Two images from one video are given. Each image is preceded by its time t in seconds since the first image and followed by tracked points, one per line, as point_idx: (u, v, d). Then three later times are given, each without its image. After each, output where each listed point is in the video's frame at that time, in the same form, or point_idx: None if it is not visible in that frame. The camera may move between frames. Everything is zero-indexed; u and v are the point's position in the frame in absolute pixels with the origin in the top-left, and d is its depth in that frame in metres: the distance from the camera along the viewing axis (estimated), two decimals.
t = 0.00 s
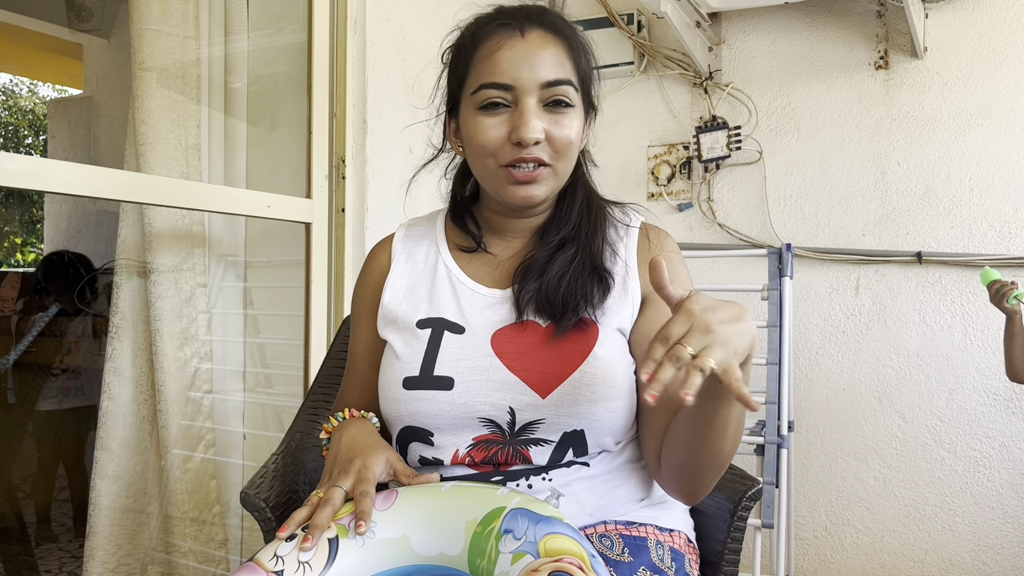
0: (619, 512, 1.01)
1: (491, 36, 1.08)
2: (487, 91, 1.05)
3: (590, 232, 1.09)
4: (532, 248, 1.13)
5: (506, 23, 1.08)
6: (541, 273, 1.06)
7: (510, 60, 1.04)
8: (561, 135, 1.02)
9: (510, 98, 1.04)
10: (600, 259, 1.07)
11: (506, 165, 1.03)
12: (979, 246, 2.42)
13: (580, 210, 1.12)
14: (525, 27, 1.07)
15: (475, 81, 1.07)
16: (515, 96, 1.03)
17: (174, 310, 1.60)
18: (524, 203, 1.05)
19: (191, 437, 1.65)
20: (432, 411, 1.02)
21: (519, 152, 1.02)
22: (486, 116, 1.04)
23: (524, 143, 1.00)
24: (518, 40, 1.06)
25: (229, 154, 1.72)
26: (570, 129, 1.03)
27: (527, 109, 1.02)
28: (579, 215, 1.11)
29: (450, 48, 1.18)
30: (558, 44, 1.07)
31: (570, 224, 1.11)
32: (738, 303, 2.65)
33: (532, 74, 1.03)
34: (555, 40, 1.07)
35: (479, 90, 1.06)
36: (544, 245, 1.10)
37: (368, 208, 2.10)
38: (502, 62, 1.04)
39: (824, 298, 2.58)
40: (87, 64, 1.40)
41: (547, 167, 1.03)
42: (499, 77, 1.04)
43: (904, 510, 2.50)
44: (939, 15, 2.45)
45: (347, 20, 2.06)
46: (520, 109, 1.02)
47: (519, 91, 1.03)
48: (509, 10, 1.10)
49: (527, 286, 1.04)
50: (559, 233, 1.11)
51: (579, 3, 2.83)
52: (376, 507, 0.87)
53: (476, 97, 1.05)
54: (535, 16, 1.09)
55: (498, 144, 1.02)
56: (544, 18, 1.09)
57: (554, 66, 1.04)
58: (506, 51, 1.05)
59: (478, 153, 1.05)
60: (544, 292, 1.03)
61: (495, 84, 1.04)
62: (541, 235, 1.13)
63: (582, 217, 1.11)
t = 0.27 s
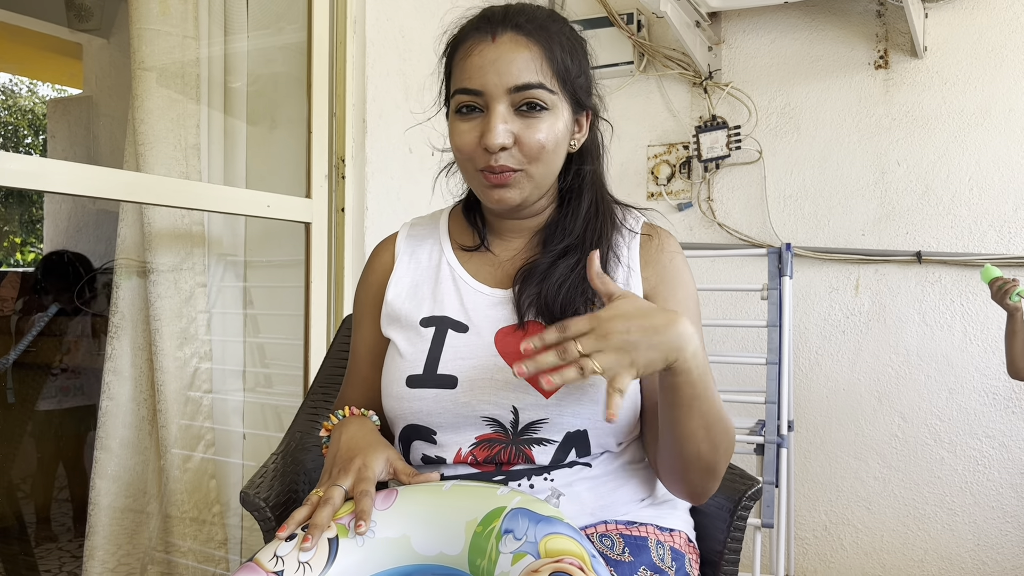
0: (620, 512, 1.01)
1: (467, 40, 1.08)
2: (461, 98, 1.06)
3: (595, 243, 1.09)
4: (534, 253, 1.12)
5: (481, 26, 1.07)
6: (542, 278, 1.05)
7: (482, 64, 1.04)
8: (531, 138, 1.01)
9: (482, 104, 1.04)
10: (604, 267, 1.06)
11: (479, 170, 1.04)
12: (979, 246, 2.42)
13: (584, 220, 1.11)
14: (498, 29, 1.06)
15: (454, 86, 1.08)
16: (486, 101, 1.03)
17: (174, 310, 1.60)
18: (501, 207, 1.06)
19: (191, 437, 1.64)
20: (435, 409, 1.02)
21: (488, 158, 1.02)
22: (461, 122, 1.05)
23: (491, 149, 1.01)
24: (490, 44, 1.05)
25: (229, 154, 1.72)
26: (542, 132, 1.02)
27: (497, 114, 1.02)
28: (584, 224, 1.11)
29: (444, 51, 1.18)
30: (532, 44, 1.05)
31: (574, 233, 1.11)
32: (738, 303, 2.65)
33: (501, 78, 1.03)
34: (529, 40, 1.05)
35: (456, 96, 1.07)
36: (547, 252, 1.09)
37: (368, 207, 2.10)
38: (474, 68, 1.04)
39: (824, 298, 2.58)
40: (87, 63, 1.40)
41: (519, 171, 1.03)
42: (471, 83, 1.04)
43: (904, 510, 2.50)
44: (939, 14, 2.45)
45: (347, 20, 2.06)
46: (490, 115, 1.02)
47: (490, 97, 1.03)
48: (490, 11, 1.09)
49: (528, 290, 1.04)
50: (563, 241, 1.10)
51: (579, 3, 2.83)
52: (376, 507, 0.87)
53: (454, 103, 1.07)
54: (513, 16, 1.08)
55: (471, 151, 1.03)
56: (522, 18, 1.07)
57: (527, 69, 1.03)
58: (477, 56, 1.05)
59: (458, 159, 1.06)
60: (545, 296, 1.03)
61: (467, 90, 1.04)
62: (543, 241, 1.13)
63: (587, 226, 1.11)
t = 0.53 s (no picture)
0: (619, 511, 1.01)
1: (448, 52, 1.06)
2: (447, 113, 1.05)
3: (595, 241, 1.09)
4: (536, 253, 1.12)
5: (462, 39, 1.05)
6: (543, 278, 1.05)
7: (463, 80, 1.03)
8: (519, 150, 1.01)
9: (467, 119, 1.03)
10: (605, 266, 1.07)
11: (471, 183, 1.05)
12: (979, 246, 2.42)
13: (583, 218, 1.11)
14: (477, 42, 1.04)
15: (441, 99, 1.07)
16: (470, 116, 1.03)
17: (173, 309, 1.59)
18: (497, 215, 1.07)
19: (191, 437, 1.64)
20: (436, 405, 1.02)
21: (479, 172, 1.03)
22: (449, 137, 1.06)
23: (479, 165, 1.01)
24: (470, 58, 1.03)
25: (228, 154, 1.72)
26: (528, 143, 1.02)
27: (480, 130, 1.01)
28: (584, 221, 1.11)
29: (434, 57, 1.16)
30: (512, 52, 1.03)
31: (574, 232, 1.11)
32: (738, 302, 2.65)
33: (483, 93, 1.02)
34: (508, 48, 1.04)
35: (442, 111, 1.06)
36: (547, 252, 1.10)
37: (368, 207, 2.10)
38: (457, 83, 1.03)
39: (824, 298, 2.58)
40: (86, 63, 1.40)
41: (509, 181, 1.04)
42: (455, 97, 1.04)
43: (904, 510, 2.50)
44: (938, 14, 2.45)
45: (347, 19, 2.06)
46: (475, 131, 1.02)
47: (473, 112, 1.02)
48: (470, 21, 1.07)
49: (528, 290, 1.04)
50: (562, 240, 1.10)
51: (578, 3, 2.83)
52: (377, 507, 0.87)
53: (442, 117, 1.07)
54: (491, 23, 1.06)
55: (460, 166, 1.04)
56: (500, 25, 1.06)
57: (507, 81, 1.02)
58: (459, 69, 1.04)
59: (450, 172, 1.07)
60: (545, 297, 1.04)
61: (451, 106, 1.04)
62: (544, 240, 1.13)
63: (586, 223, 1.11)
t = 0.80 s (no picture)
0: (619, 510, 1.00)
1: (433, 74, 1.08)
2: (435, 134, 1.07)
3: (603, 253, 1.11)
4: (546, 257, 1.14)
5: (443, 62, 1.06)
6: (551, 283, 1.07)
7: (443, 105, 1.05)
8: (500, 169, 1.03)
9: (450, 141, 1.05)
10: (614, 278, 1.09)
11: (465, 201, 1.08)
12: (979, 246, 2.42)
13: (594, 229, 1.14)
14: (453, 65, 1.05)
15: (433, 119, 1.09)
16: (452, 138, 1.05)
17: (173, 310, 1.59)
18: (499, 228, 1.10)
19: (191, 437, 1.65)
20: (442, 394, 1.03)
21: (467, 191, 1.05)
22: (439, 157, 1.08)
23: (464, 187, 1.04)
24: (447, 82, 1.05)
25: (228, 153, 1.72)
26: (508, 161, 1.03)
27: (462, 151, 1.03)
28: (594, 233, 1.13)
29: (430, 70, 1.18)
30: (482, 73, 1.03)
31: (585, 242, 1.13)
32: (738, 302, 2.65)
33: (459, 116, 1.03)
34: (480, 69, 1.03)
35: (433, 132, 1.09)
36: (558, 259, 1.12)
37: (368, 207, 2.10)
38: (439, 106, 1.05)
39: (824, 297, 2.58)
40: (86, 63, 1.41)
41: (496, 198, 1.06)
42: (437, 121, 1.06)
43: (904, 510, 2.50)
44: (938, 14, 2.45)
45: (347, 19, 2.06)
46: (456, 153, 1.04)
47: (453, 134, 1.04)
48: (452, 42, 1.08)
49: (536, 292, 1.06)
50: (573, 249, 1.13)
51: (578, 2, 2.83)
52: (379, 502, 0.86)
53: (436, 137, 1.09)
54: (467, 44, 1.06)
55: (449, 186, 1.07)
56: (473, 46, 1.05)
57: (482, 102, 1.03)
58: (439, 93, 1.05)
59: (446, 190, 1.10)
60: (553, 302, 1.05)
61: (436, 128, 1.06)
62: (554, 247, 1.15)
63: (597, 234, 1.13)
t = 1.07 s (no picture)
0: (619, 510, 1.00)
1: (447, 56, 1.07)
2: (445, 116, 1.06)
3: (604, 253, 1.12)
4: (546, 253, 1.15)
5: (460, 44, 1.06)
6: (553, 282, 1.07)
7: (458, 84, 1.03)
8: (507, 153, 1.02)
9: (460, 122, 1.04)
10: (615, 277, 1.09)
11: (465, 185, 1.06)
12: (979, 246, 2.42)
13: (592, 228, 1.14)
14: (472, 47, 1.04)
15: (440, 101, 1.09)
16: (463, 119, 1.03)
17: (173, 310, 1.59)
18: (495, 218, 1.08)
19: (191, 437, 1.65)
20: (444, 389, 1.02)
21: (469, 174, 1.03)
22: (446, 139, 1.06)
23: (469, 167, 1.02)
24: (463, 63, 1.04)
25: (228, 154, 1.72)
26: (518, 146, 1.02)
27: (473, 131, 1.02)
28: (593, 232, 1.14)
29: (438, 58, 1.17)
30: (503, 56, 1.03)
31: (584, 240, 1.13)
32: (738, 302, 2.65)
33: (474, 97, 1.02)
34: (501, 52, 1.04)
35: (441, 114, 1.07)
36: (558, 256, 1.12)
37: (368, 207, 2.10)
38: (453, 86, 1.04)
39: (824, 297, 2.58)
40: (86, 63, 1.41)
41: (498, 184, 1.04)
42: (448, 101, 1.05)
43: (904, 510, 2.50)
44: (938, 14, 2.45)
45: (347, 19, 2.06)
46: (467, 133, 1.02)
47: (465, 115, 1.03)
48: (470, 27, 1.08)
49: (537, 291, 1.07)
50: (574, 247, 1.13)
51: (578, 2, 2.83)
52: (394, 497, 0.89)
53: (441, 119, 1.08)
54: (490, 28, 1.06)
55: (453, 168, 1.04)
56: (495, 29, 1.06)
57: (498, 85, 1.02)
58: (453, 72, 1.04)
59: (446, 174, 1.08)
60: (554, 301, 1.06)
61: (448, 109, 1.04)
62: (553, 243, 1.15)
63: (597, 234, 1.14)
